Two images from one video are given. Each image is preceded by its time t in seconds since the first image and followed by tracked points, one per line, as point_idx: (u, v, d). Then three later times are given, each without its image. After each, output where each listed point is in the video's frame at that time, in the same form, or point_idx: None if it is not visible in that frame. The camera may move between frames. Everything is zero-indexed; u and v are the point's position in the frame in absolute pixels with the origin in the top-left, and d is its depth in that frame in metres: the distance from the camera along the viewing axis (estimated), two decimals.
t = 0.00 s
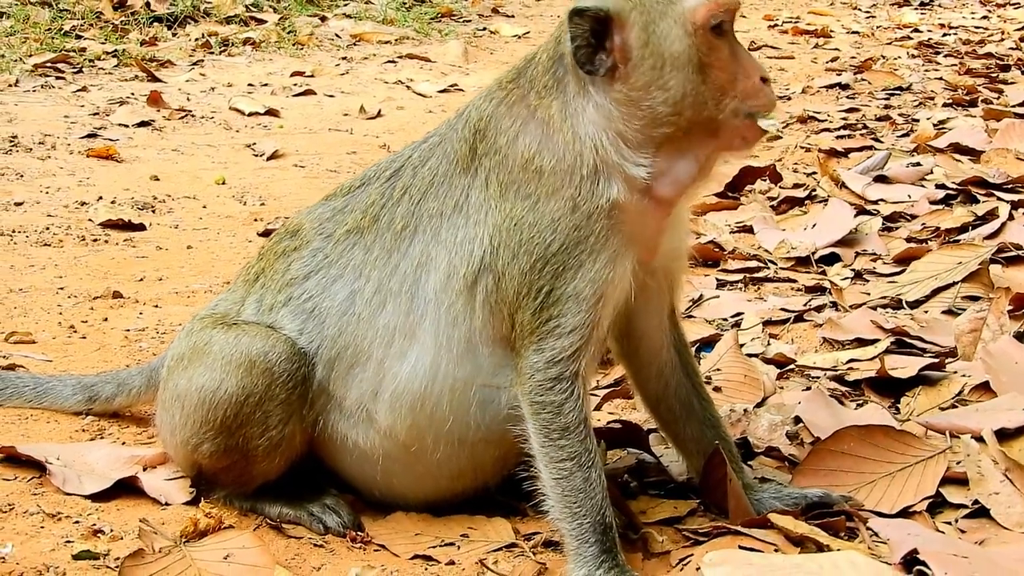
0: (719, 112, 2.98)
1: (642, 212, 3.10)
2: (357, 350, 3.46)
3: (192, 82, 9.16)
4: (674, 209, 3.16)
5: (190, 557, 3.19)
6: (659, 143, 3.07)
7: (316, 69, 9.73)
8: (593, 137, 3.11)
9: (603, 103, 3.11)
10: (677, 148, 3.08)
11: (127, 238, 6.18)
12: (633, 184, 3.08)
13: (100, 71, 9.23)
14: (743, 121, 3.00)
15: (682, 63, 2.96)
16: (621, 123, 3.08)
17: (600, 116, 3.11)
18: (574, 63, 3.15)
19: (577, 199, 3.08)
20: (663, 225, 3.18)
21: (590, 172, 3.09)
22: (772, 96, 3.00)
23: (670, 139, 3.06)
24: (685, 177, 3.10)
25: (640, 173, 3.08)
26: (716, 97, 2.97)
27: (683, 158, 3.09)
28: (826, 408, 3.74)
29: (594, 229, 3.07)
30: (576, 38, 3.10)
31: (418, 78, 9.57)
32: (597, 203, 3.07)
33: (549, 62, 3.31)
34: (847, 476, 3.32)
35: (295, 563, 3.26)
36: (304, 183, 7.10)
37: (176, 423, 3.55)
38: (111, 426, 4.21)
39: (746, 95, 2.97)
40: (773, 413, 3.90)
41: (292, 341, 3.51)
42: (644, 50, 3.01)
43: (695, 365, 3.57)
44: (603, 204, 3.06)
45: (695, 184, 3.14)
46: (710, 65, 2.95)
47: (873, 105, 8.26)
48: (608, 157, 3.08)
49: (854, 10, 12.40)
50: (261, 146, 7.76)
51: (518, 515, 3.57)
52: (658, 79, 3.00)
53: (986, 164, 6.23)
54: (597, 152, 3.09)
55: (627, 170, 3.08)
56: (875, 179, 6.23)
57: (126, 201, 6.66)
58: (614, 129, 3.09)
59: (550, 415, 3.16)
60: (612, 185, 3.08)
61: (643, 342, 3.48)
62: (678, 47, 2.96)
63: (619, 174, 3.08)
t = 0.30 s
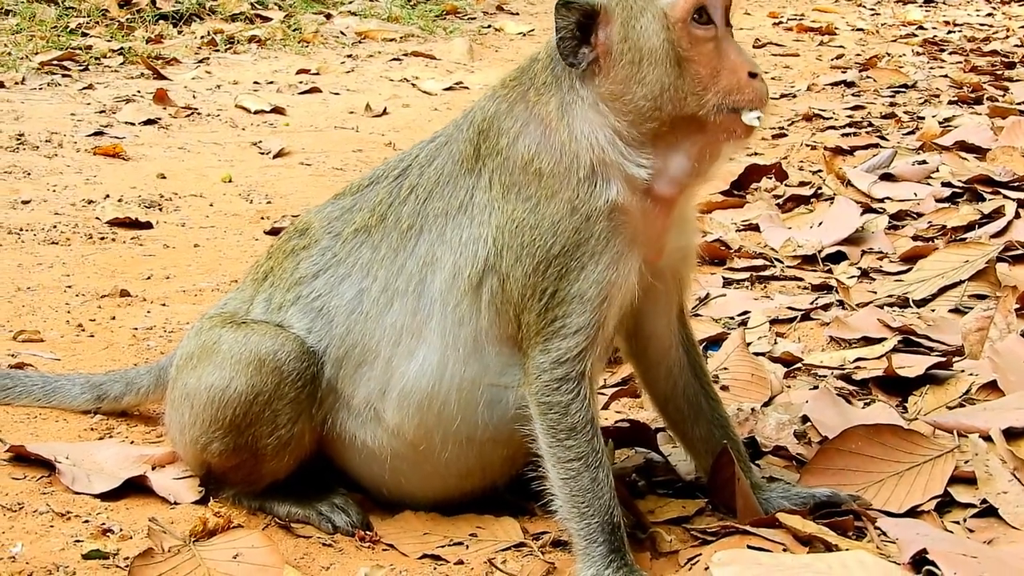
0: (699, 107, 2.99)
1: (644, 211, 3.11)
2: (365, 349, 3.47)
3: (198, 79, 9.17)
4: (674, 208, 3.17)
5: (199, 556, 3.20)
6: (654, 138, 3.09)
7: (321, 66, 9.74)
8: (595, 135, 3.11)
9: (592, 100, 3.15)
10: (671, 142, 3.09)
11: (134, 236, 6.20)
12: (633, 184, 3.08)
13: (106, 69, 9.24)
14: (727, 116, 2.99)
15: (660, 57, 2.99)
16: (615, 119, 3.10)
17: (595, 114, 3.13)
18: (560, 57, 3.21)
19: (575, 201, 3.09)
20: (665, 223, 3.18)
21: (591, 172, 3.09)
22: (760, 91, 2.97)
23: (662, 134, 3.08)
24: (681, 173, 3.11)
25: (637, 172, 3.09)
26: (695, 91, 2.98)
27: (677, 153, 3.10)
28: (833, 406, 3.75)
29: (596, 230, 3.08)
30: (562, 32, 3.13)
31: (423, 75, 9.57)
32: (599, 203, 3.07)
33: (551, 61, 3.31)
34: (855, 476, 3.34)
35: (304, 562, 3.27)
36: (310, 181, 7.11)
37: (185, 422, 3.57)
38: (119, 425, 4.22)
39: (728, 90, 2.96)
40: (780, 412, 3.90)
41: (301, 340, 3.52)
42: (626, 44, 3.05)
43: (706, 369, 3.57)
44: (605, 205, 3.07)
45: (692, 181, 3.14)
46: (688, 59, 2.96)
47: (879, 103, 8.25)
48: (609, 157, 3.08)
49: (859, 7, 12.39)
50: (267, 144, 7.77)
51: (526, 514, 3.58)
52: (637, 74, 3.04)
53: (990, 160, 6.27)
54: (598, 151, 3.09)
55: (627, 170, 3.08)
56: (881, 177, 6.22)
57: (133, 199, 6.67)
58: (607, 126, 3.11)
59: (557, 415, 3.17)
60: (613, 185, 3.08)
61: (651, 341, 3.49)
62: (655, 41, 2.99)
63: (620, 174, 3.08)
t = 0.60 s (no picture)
0: (691, 112, 2.99)
1: (645, 217, 3.11)
2: (370, 355, 3.49)
3: (207, 84, 9.20)
4: (675, 213, 3.16)
5: (206, 562, 3.21)
6: (651, 145, 3.08)
7: (330, 70, 9.76)
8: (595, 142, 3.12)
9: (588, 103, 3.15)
10: (669, 148, 3.09)
11: (143, 242, 6.22)
12: (632, 190, 3.09)
13: (115, 73, 9.28)
14: (720, 123, 2.98)
15: (653, 63, 3.00)
16: (613, 125, 3.10)
17: (593, 120, 3.13)
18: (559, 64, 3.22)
19: (576, 208, 3.11)
20: (666, 229, 3.19)
21: (590, 179, 3.10)
22: (755, 98, 2.94)
23: (659, 141, 3.07)
24: (680, 180, 3.10)
25: (639, 178, 3.09)
26: (688, 97, 2.97)
27: (674, 159, 3.10)
28: (839, 410, 3.75)
29: (596, 237, 3.09)
30: (557, 37, 3.14)
31: (432, 79, 9.58)
32: (599, 210, 3.08)
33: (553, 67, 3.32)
34: (860, 480, 3.35)
35: (310, 567, 3.29)
36: (319, 186, 7.12)
37: (192, 428, 3.58)
38: (127, 431, 4.24)
39: (721, 97, 2.95)
40: (786, 416, 3.91)
41: (308, 346, 3.53)
42: (620, 51, 3.06)
43: (712, 374, 3.57)
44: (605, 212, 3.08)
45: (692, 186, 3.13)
46: (681, 65, 2.96)
47: (887, 105, 8.23)
48: (609, 164, 3.09)
49: (868, 8, 12.36)
50: (276, 148, 7.79)
51: (532, 519, 3.59)
52: (630, 80, 3.05)
53: (998, 162, 6.27)
54: (598, 158, 3.10)
55: (628, 176, 3.08)
56: (889, 180, 6.21)
57: (142, 204, 6.70)
58: (604, 131, 3.11)
59: (561, 421, 3.19)
60: (613, 193, 3.09)
61: (655, 347, 3.49)
62: (648, 48, 2.99)
63: (619, 181, 3.09)
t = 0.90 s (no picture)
0: (680, 130, 3.01)
1: (645, 230, 3.12)
2: (371, 367, 3.49)
3: (210, 96, 9.22)
4: (674, 228, 3.17)
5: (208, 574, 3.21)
6: (647, 159, 3.10)
7: (333, 82, 9.77)
8: (593, 154, 3.12)
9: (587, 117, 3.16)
10: (666, 162, 3.10)
11: (145, 254, 6.23)
12: (631, 204, 3.09)
13: (118, 85, 9.29)
14: (710, 141, 3.00)
15: (645, 79, 3.03)
16: (608, 137, 3.11)
17: (589, 132, 3.14)
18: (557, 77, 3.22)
19: (575, 220, 3.11)
20: (665, 243, 3.20)
21: (587, 192, 3.11)
22: (745, 119, 2.94)
23: (654, 156, 3.09)
24: (678, 194, 3.11)
25: (638, 192, 3.09)
26: (678, 114, 3.00)
27: (671, 174, 3.11)
28: (841, 420, 3.77)
29: (596, 249, 3.10)
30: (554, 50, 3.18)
31: (435, 90, 9.59)
32: (597, 222, 3.09)
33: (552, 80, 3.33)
34: (862, 490, 3.38)
35: None
36: (321, 197, 7.13)
37: (194, 440, 3.58)
38: (129, 443, 4.23)
39: (712, 117, 2.96)
40: (789, 427, 3.90)
41: (309, 358, 3.53)
42: (616, 66, 3.08)
43: (713, 387, 3.58)
44: (603, 224, 3.09)
45: (688, 200, 3.14)
46: (674, 83, 2.99)
47: (889, 115, 8.24)
48: (606, 178, 3.10)
49: (871, 19, 12.38)
50: (278, 160, 7.80)
51: (533, 531, 3.58)
52: (625, 95, 3.07)
53: (1000, 172, 6.27)
54: (595, 171, 3.10)
55: (626, 190, 3.09)
56: (891, 190, 6.20)
57: (144, 216, 6.70)
58: (598, 144, 3.12)
59: (562, 433, 3.19)
60: (612, 205, 3.09)
61: (657, 360, 3.50)
62: (641, 64, 3.03)
63: (617, 194, 3.09)
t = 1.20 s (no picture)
0: (598, 135, 2.91)
1: (611, 235, 3.07)
2: (369, 375, 3.51)
3: (212, 106, 9.24)
4: (647, 233, 3.08)
5: None
6: (584, 164, 3.01)
7: (335, 92, 9.79)
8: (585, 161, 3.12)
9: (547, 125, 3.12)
10: (603, 167, 2.97)
11: (147, 264, 6.23)
12: (592, 211, 3.06)
13: (120, 96, 9.31)
14: (623, 146, 2.87)
15: (571, 85, 2.97)
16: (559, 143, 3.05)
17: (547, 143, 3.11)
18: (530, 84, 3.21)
19: (559, 227, 3.11)
20: (642, 249, 3.12)
21: (555, 201, 3.10)
22: (652, 123, 2.77)
23: (590, 165, 2.99)
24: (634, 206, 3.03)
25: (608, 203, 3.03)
26: (596, 119, 2.90)
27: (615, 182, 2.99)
28: (843, 430, 3.77)
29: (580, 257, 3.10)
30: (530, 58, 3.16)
31: (437, 100, 9.60)
32: (566, 231, 3.09)
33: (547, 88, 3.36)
34: (864, 500, 3.38)
35: None
36: (323, 208, 7.13)
37: (197, 449, 3.58)
38: (131, 453, 4.23)
39: (626, 118, 2.83)
40: (790, 437, 3.90)
41: (310, 366, 3.55)
42: (557, 74, 3.04)
43: (716, 397, 3.56)
44: (569, 232, 3.08)
45: (651, 205, 3.05)
46: (593, 87, 2.91)
47: (892, 124, 8.24)
48: (568, 183, 3.06)
49: (873, 28, 12.39)
50: (280, 170, 7.81)
51: (536, 540, 3.58)
52: (559, 101, 3.02)
53: (1003, 181, 6.27)
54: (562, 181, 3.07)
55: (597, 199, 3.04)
56: (894, 200, 6.20)
57: (147, 227, 6.71)
58: (549, 151, 3.10)
59: (557, 444, 3.20)
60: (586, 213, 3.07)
61: (658, 371, 3.49)
62: (570, 70, 2.98)
63: (582, 202, 3.06)
